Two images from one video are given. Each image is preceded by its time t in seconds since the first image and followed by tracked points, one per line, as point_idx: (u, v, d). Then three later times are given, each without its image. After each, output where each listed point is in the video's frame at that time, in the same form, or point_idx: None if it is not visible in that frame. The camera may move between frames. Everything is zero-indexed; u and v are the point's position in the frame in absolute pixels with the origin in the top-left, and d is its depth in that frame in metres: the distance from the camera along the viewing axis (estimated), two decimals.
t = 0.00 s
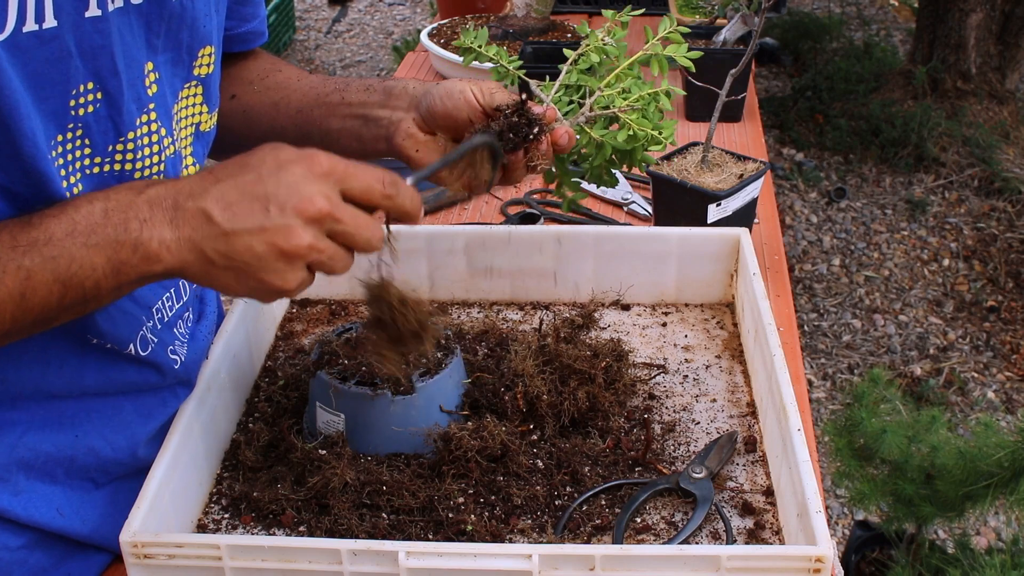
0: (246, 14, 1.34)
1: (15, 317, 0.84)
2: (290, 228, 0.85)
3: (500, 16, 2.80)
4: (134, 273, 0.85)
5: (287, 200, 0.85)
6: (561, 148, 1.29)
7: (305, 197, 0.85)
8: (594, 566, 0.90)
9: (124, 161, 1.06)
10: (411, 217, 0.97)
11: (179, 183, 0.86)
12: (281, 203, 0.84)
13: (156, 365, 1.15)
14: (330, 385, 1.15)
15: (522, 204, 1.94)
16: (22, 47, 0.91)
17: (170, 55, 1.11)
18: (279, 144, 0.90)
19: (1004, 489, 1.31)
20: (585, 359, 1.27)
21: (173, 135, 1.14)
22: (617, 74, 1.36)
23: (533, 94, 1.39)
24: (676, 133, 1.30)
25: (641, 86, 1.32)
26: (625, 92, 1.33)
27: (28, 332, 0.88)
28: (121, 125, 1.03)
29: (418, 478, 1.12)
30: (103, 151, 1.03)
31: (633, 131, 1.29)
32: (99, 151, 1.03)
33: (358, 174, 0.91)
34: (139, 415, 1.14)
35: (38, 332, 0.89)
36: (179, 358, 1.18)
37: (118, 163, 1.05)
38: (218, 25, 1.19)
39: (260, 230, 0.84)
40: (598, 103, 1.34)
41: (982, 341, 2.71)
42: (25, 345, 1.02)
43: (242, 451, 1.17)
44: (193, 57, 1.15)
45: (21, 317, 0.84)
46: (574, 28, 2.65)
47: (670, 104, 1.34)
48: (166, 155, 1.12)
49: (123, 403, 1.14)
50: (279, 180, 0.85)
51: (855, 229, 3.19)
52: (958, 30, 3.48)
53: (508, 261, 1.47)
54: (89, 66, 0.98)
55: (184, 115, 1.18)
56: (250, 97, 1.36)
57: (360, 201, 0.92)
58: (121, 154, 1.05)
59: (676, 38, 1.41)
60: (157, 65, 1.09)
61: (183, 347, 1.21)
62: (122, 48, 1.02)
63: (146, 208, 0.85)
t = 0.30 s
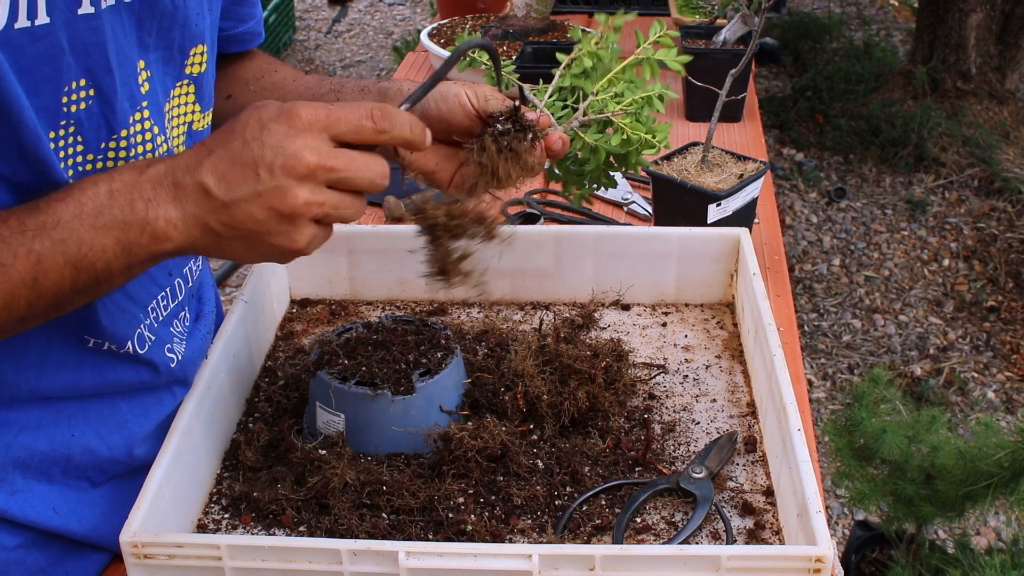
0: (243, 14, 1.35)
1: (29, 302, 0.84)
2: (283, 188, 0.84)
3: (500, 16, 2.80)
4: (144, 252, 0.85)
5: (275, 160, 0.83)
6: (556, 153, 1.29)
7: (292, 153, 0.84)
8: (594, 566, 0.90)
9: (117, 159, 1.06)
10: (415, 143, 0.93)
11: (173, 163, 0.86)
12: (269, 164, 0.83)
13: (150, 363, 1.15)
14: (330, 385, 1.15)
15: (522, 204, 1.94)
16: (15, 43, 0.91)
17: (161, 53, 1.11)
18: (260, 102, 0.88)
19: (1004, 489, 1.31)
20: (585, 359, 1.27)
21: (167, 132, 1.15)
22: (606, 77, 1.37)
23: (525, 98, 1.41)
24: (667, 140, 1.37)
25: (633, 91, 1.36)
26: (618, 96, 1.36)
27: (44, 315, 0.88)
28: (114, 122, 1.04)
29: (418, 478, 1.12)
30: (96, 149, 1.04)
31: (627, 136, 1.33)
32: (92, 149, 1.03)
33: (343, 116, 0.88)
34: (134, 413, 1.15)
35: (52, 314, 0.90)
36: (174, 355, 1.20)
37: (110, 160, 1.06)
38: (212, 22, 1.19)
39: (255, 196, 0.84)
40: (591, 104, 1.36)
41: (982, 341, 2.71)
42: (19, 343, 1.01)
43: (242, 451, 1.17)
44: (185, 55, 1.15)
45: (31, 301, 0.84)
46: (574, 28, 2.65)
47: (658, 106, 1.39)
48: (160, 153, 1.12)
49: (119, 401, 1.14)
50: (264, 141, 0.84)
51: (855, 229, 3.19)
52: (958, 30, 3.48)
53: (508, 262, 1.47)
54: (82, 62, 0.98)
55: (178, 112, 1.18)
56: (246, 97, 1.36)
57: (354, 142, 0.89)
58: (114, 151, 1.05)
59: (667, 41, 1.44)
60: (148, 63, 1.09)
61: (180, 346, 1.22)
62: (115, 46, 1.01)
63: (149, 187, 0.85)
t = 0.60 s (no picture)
0: (241, 12, 1.34)
1: (35, 309, 0.84)
2: (292, 210, 0.84)
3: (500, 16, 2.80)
4: (149, 264, 0.85)
5: (288, 183, 0.83)
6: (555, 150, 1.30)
7: (305, 179, 0.84)
8: (594, 566, 0.90)
9: (118, 157, 1.06)
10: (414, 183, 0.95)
11: (181, 179, 0.85)
12: (281, 186, 0.83)
13: (150, 361, 1.15)
14: (330, 385, 1.15)
15: (522, 204, 1.94)
16: (22, 43, 0.91)
17: (163, 51, 1.11)
18: (274, 126, 0.88)
19: (1004, 489, 1.31)
20: (585, 359, 1.27)
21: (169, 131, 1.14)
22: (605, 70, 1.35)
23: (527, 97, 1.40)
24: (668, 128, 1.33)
25: (632, 81, 1.32)
26: (617, 87, 1.33)
27: (49, 321, 0.88)
28: (114, 120, 1.03)
29: (418, 478, 1.12)
30: (96, 146, 1.04)
31: (627, 128, 1.30)
32: (92, 147, 1.03)
33: (357, 147, 0.89)
34: (135, 412, 1.15)
35: (58, 322, 0.90)
36: (175, 355, 1.20)
37: (110, 157, 1.05)
38: (212, 21, 1.19)
39: (263, 215, 0.84)
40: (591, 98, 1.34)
41: (982, 341, 2.71)
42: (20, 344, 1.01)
43: (242, 451, 1.17)
44: (185, 52, 1.15)
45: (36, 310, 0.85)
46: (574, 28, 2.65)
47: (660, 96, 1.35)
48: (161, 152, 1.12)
49: (119, 401, 1.14)
50: (278, 164, 0.84)
51: (855, 229, 3.19)
52: (958, 30, 3.48)
53: (508, 262, 1.47)
54: (83, 59, 0.98)
55: (179, 111, 1.18)
56: (243, 97, 1.36)
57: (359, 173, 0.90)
58: (115, 149, 1.05)
59: (665, 30, 1.40)
60: (150, 61, 1.09)
61: (180, 346, 1.22)
62: (116, 44, 1.02)
63: (157, 200, 0.84)
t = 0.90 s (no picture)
0: (239, 10, 1.35)
1: (38, 300, 0.85)
2: (287, 188, 0.83)
3: (500, 16, 2.80)
4: (151, 250, 0.85)
5: (280, 160, 0.82)
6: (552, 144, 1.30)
7: (297, 155, 0.83)
8: (594, 566, 0.90)
9: (118, 156, 1.06)
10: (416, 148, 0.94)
11: (177, 163, 0.85)
12: (274, 164, 0.82)
13: (149, 360, 1.15)
14: (330, 385, 1.15)
15: (522, 204, 1.94)
16: (17, 42, 0.91)
17: (165, 51, 1.11)
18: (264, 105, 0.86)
19: (1004, 489, 1.30)
20: (585, 359, 1.27)
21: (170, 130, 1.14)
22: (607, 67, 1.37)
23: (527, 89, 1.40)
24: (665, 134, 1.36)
25: (632, 82, 1.35)
26: (618, 87, 1.35)
27: (53, 310, 0.89)
28: (114, 119, 1.03)
29: (418, 478, 1.12)
30: (97, 146, 1.04)
31: (625, 127, 1.31)
32: (92, 147, 1.03)
33: (348, 120, 0.87)
34: (134, 412, 1.15)
35: (61, 309, 0.90)
36: (174, 355, 1.20)
37: (111, 157, 1.05)
38: (213, 20, 1.20)
39: (259, 196, 0.83)
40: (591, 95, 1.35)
41: (982, 341, 2.71)
42: (19, 343, 1.01)
43: (242, 451, 1.17)
44: (187, 53, 1.15)
45: (38, 300, 0.85)
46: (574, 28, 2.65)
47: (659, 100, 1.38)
48: (162, 151, 1.12)
49: (119, 401, 1.14)
50: (268, 140, 0.82)
51: (855, 229, 3.19)
52: (958, 30, 3.48)
53: (508, 262, 1.47)
54: (83, 60, 0.98)
55: (181, 110, 1.18)
56: (243, 95, 1.36)
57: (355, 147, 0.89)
58: (115, 149, 1.05)
59: (671, 33, 1.44)
60: (153, 61, 1.09)
61: (179, 345, 1.22)
62: (117, 43, 1.02)
63: (155, 186, 0.85)
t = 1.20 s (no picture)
0: (238, 9, 1.34)
1: (31, 305, 0.85)
2: (280, 199, 0.84)
3: (500, 16, 2.80)
4: (145, 257, 0.86)
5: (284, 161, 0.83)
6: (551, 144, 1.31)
7: (291, 166, 0.83)
8: (594, 566, 0.90)
9: (120, 156, 1.06)
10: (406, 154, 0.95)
11: (173, 171, 0.85)
12: (268, 174, 0.83)
13: (149, 360, 1.15)
14: (330, 385, 1.15)
15: (522, 204, 1.94)
16: (25, 44, 0.91)
17: (167, 51, 1.11)
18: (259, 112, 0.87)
19: (1004, 489, 1.30)
20: (585, 359, 1.27)
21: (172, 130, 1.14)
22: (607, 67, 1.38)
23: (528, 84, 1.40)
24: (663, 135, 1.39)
25: (634, 81, 1.37)
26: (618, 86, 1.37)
27: (47, 315, 0.89)
28: (115, 119, 1.03)
29: (418, 478, 1.11)
30: (99, 146, 1.03)
31: (627, 127, 1.33)
32: (93, 147, 1.03)
33: (340, 130, 0.88)
34: (134, 412, 1.15)
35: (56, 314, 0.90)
36: (174, 354, 1.20)
37: (114, 157, 1.05)
38: (214, 20, 1.20)
39: (253, 206, 0.84)
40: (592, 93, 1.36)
41: (982, 341, 2.71)
42: (18, 344, 1.02)
43: (242, 452, 1.17)
44: (188, 53, 1.15)
45: (33, 306, 0.85)
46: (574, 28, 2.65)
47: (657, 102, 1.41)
48: (163, 151, 1.12)
49: (119, 401, 1.14)
50: (263, 152, 0.83)
51: (855, 229, 3.19)
52: (958, 30, 3.48)
53: (508, 262, 1.47)
54: (84, 60, 0.98)
55: (184, 110, 1.18)
56: (242, 95, 1.36)
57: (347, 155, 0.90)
58: (116, 149, 1.05)
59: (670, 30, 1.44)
60: (154, 60, 1.09)
61: (180, 345, 1.22)
62: (119, 43, 1.02)
63: (149, 194, 0.84)
